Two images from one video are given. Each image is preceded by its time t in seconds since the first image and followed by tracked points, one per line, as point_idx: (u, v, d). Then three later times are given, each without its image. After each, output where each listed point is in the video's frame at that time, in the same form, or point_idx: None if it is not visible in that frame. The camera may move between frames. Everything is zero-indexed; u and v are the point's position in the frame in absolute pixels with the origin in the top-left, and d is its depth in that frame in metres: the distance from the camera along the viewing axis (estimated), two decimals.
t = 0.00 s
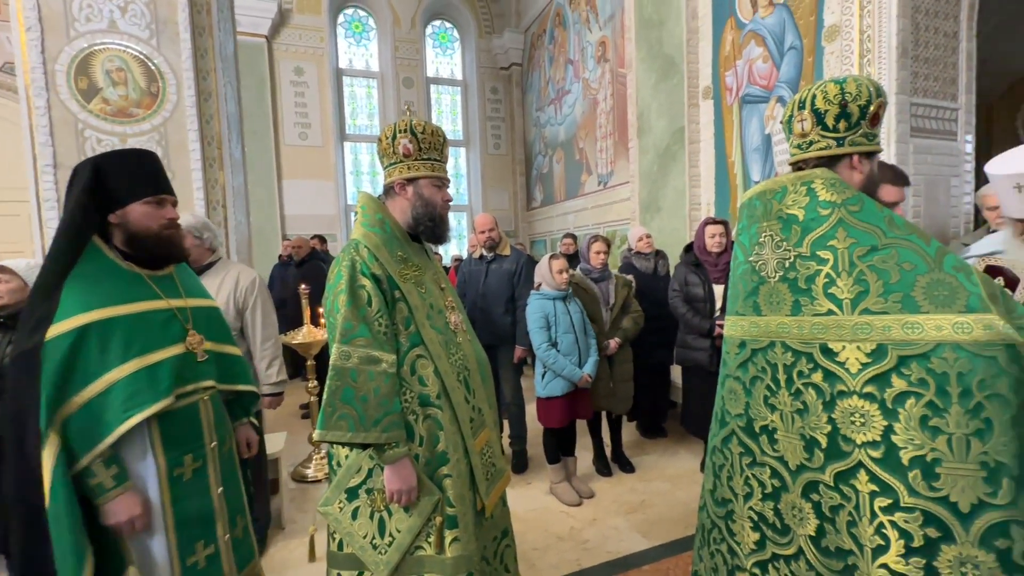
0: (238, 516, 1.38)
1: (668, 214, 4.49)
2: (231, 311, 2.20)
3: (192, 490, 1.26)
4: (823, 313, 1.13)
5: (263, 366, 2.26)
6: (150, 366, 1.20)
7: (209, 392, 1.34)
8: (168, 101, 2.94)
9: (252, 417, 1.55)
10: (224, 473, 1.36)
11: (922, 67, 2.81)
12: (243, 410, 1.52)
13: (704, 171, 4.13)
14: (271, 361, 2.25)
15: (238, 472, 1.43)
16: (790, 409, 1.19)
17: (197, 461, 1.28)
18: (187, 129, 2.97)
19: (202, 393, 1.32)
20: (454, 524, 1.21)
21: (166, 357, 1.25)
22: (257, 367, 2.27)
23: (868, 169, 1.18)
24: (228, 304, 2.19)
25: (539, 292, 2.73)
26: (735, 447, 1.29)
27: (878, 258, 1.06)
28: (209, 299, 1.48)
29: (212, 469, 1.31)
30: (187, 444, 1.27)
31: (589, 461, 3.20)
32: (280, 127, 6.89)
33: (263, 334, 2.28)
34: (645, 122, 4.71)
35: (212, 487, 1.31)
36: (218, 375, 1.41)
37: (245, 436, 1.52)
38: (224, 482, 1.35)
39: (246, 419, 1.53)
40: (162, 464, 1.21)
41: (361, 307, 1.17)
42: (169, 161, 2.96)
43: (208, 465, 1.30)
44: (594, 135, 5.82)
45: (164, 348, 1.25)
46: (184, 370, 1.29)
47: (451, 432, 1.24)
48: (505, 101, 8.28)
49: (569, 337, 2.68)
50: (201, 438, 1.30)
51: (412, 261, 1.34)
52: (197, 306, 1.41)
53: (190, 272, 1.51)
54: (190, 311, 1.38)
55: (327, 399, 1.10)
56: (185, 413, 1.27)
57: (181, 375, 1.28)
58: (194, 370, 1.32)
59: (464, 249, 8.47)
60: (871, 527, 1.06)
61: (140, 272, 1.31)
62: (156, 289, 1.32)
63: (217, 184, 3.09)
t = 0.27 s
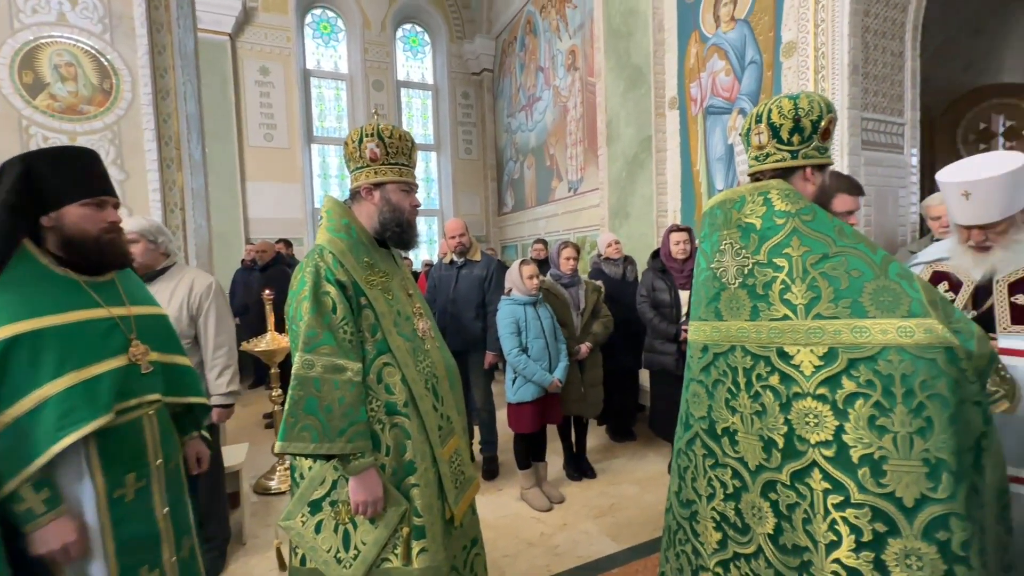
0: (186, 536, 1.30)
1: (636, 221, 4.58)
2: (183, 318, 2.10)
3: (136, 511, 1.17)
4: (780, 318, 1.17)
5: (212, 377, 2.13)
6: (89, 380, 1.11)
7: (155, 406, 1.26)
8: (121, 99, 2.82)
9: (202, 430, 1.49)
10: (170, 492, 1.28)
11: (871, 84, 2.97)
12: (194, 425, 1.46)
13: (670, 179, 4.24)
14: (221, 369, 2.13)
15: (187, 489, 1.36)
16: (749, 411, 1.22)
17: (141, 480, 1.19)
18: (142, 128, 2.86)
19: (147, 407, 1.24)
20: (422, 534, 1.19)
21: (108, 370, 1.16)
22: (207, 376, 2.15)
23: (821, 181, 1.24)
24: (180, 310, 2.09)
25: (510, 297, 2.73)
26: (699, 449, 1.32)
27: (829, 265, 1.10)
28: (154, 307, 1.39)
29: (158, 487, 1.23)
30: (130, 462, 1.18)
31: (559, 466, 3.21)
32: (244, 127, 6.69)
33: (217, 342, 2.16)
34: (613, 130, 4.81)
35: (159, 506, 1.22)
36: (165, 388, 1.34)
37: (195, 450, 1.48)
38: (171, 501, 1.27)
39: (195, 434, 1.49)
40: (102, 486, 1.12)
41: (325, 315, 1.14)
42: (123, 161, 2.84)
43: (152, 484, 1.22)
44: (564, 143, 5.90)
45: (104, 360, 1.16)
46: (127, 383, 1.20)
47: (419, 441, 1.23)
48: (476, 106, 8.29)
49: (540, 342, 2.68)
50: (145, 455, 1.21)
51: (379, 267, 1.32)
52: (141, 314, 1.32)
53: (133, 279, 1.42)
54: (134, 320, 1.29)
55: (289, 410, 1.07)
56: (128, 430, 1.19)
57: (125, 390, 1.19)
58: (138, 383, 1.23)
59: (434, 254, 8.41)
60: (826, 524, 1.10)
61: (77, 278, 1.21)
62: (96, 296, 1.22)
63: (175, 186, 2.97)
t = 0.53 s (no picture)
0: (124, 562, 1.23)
1: (604, 227, 4.65)
2: (134, 327, 2.00)
3: (66, 538, 1.09)
4: (736, 323, 1.20)
5: (166, 388, 2.02)
6: (17, 397, 1.05)
7: (91, 424, 1.20)
8: (69, 96, 2.68)
9: (144, 447, 1.43)
10: (106, 515, 1.20)
11: (824, 98, 3.11)
12: (135, 441, 1.41)
13: (637, 187, 4.33)
14: (176, 379, 2.01)
15: (125, 511, 1.28)
16: (709, 414, 1.25)
17: (73, 504, 1.12)
18: (92, 127, 2.72)
19: (82, 425, 1.18)
20: (386, 546, 1.16)
21: (38, 387, 1.10)
22: (161, 387, 2.03)
23: (774, 191, 1.28)
24: (130, 318, 1.99)
25: (478, 303, 2.72)
26: (661, 452, 1.34)
27: (781, 273, 1.15)
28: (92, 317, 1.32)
29: (92, 511, 1.16)
30: (60, 485, 1.11)
31: (528, 471, 3.21)
32: (204, 127, 6.46)
33: (170, 349, 2.05)
34: (582, 138, 4.88)
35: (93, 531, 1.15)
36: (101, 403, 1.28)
37: (135, 469, 1.40)
38: (107, 525, 1.20)
39: (137, 451, 1.42)
40: (26, 514, 1.04)
41: (284, 323, 1.11)
42: (69, 160, 2.70)
43: (86, 508, 1.15)
44: (533, 149, 5.94)
45: (34, 376, 1.10)
46: (60, 400, 1.14)
47: (384, 451, 1.20)
48: (446, 111, 8.26)
49: (508, 348, 2.68)
50: (79, 476, 1.14)
51: (341, 274, 1.29)
52: (77, 325, 1.26)
53: (70, 286, 1.34)
54: (69, 331, 1.23)
55: (244, 422, 1.04)
56: (61, 449, 1.12)
57: (58, 407, 1.13)
58: (71, 399, 1.17)
59: (404, 259, 8.31)
60: (781, 522, 1.13)
61: (5, 287, 1.13)
62: (26, 308, 1.15)
63: (127, 187, 2.84)
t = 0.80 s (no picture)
0: None
1: (573, 232, 4.70)
2: (83, 335, 1.89)
3: None
4: (696, 329, 1.23)
5: (122, 398, 1.93)
6: None
7: (25, 442, 1.13)
8: (9, 90, 2.53)
9: (86, 464, 1.36)
10: (42, 538, 1.13)
11: (781, 111, 3.24)
12: (75, 458, 1.34)
13: (605, 193, 4.40)
14: (132, 388, 1.93)
15: (63, 533, 1.21)
16: (670, 417, 1.28)
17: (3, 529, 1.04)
18: (35, 124, 2.58)
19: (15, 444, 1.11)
20: (348, 560, 1.13)
21: None
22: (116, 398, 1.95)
23: (733, 202, 1.32)
24: (78, 325, 1.88)
25: (447, 308, 2.70)
26: (625, 456, 1.36)
27: (738, 280, 1.18)
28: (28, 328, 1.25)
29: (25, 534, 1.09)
30: None
31: (497, 477, 3.20)
32: (160, 126, 6.20)
33: (123, 358, 1.95)
34: (551, 144, 4.92)
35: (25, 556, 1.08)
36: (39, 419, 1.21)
37: (76, 488, 1.34)
38: (42, 549, 1.12)
39: (77, 469, 1.35)
40: None
41: (240, 332, 1.07)
42: (10, 159, 2.54)
43: (18, 532, 1.07)
44: (503, 154, 5.96)
45: None
46: None
47: (346, 461, 1.17)
48: (416, 114, 8.20)
49: (477, 354, 2.67)
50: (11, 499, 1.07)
51: (301, 281, 1.26)
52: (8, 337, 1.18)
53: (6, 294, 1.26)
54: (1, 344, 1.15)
55: (196, 437, 1.00)
56: None
57: None
58: (3, 416, 1.10)
59: (372, 264, 8.18)
60: (737, 522, 1.16)
61: None
62: None
63: (74, 188, 2.70)
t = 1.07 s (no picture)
0: None
1: (543, 237, 4.73)
2: (30, 341, 1.77)
3: None
4: (660, 331, 1.26)
5: (70, 409, 1.81)
6: None
7: None
8: None
9: (31, 480, 1.27)
10: None
11: (742, 121, 3.35)
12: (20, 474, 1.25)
13: (574, 199, 4.44)
14: (81, 399, 1.81)
15: None
16: (635, 417, 1.30)
17: None
18: None
19: None
20: None
21: None
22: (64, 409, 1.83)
23: (700, 212, 1.35)
24: (26, 331, 1.76)
25: (414, 313, 2.66)
26: (592, 457, 1.37)
27: (701, 285, 1.21)
28: None
29: None
30: None
31: (467, 484, 3.17)
32: (113, 123, 5.92)
33: (73, 367, 1.83)
34: (521, 149, 4.95)
35: None
36: None
37: (20, 506, 1.24)
38: None
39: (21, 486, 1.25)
40: None
41: (192, 341, 1.03)
42: None
43: None
44: (474, 158, 5.95)
45: None
46: None
47: (305, 473, 1.13)
48: (385, 117, 8.10)
49: (445, 359, 2.65)
50: None
51: (260, 287, 1.22)
52: None
53: None
54: None
55: (143, 452, 0.95)
56: None
57: None
58: None
59: (340, 268, 8.01)
60: (695, 519, 1.18)
61: None
62: None
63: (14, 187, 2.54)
